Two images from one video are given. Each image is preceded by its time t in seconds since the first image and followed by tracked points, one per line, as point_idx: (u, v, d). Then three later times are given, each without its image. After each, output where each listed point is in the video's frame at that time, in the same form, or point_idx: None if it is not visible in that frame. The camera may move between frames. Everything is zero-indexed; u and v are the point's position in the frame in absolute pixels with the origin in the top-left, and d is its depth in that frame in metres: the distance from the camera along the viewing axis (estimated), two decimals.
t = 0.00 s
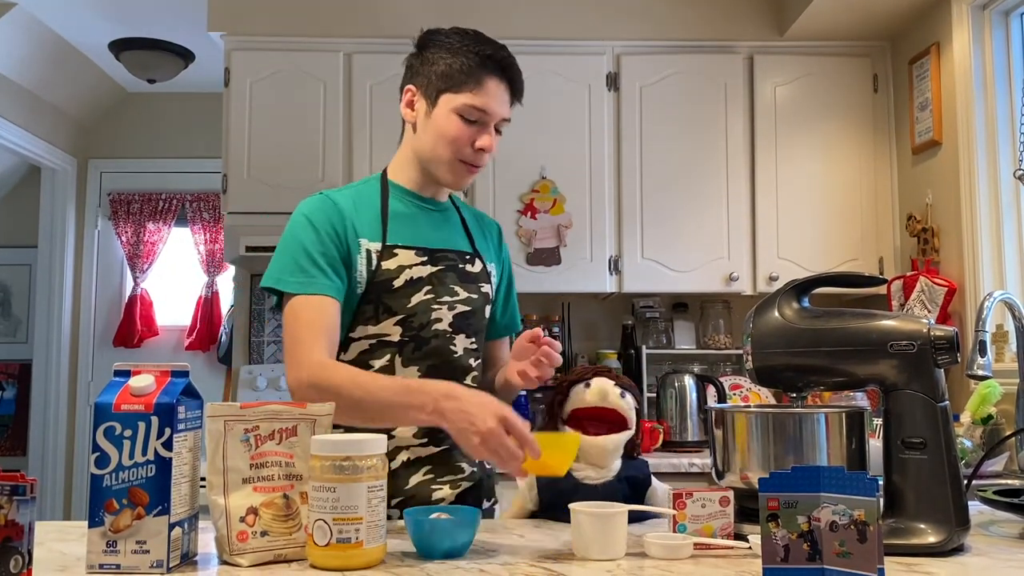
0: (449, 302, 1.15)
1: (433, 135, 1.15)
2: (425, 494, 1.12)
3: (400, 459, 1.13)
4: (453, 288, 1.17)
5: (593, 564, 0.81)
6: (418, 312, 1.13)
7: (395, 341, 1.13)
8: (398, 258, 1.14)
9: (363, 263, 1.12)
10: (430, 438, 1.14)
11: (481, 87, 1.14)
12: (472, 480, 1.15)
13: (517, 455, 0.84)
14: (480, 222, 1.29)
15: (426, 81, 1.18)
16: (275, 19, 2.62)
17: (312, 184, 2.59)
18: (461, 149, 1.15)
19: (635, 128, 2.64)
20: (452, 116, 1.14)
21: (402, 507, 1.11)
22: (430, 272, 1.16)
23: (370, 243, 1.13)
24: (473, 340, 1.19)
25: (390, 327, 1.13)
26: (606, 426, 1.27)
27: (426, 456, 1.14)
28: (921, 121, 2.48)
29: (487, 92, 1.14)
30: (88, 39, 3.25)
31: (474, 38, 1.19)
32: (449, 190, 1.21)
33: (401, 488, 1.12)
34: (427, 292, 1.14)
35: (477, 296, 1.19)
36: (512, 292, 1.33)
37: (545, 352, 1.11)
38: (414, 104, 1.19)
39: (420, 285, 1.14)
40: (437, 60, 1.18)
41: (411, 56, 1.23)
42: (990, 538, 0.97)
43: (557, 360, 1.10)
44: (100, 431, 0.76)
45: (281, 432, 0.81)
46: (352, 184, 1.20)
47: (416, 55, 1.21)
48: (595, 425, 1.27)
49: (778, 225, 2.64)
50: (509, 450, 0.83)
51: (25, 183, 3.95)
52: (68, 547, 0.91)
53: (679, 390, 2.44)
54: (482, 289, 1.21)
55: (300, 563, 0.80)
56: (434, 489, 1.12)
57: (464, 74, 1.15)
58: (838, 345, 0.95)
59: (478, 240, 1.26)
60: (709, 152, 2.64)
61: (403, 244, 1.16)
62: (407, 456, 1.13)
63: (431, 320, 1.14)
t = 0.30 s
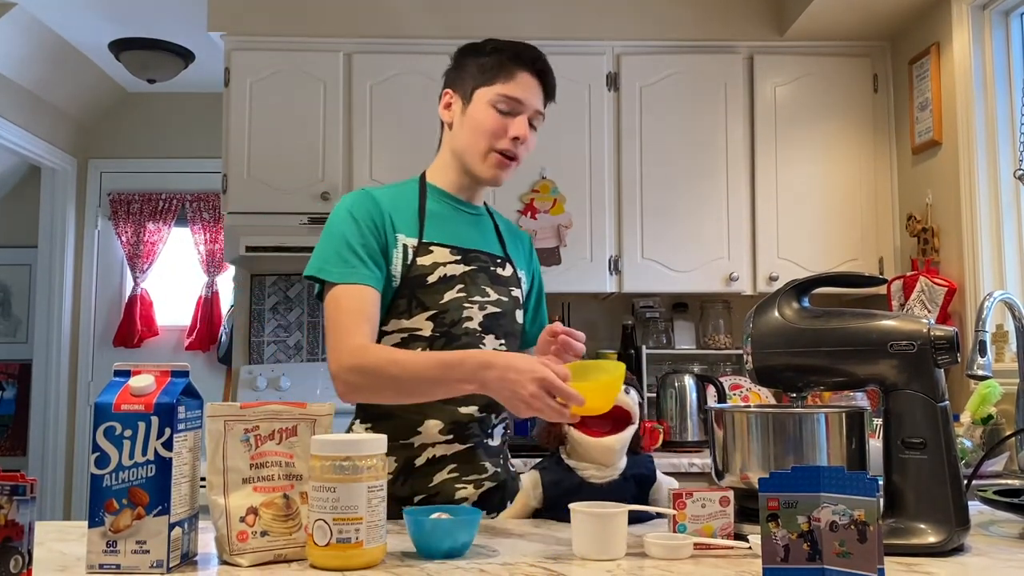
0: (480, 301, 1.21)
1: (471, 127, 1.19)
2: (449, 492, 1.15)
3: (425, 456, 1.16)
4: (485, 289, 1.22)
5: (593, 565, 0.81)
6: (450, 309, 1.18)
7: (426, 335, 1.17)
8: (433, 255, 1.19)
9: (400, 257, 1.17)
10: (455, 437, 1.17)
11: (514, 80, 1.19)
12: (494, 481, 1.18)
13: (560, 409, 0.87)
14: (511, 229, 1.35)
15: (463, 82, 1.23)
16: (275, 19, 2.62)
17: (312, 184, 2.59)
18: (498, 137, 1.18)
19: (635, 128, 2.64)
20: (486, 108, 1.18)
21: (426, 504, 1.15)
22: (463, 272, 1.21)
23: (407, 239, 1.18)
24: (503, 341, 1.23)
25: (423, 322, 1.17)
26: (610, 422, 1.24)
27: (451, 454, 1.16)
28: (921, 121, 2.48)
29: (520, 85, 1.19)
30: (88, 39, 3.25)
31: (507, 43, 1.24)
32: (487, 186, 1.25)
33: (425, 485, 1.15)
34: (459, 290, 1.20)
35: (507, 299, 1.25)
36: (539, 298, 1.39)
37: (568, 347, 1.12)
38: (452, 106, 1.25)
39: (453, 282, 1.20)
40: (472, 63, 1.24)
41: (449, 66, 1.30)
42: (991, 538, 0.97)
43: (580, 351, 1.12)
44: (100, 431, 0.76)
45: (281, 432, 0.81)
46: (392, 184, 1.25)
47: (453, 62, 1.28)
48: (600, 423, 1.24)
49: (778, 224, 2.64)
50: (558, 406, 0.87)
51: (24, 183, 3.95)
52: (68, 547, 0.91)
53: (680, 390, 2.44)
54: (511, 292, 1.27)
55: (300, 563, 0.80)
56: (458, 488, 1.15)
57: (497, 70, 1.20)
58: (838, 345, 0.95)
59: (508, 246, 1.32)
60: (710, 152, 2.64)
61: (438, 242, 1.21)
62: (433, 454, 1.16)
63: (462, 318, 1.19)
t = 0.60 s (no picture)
0: (495, 301, 1.23)
1: (478, 126, 1.22)
2: (459, 491, 1.18)
3: (437, 455, 1.18)
4: (500, 289, 1.24)
5: (594, 565, 0.81)
6: (465, 307, 1.21)
7: (441, 333, 1.20)
8: (449, 254, 1.22)
9: (416, 256, 1.20)
10: (468, 436, 1.19)
11: (516, 77, 1.22)
12: (506, 481, 1.20)
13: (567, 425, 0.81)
14: (527, 232, 1.37)
15: (471, 87, 1.27)
16: (275, 19, 2.62)
17: (312, 184, 2.59)
18: (504, 132, 1.20)
19: (635, 128, 2.64)
20: (491, 106, 1.21)
21: (435, 502, 1.17)
22: (479, 272, 1.23)
23: (424, 238, 1.21)
24: (519, 341, 1.25)
25: (438, 319, 1.20)
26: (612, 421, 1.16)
27: (463, 453, 1.18)
28: (921, 121, 2.48)
29: (524, 81, 1.22)
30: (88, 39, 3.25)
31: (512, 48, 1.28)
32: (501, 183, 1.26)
33: (437, 483, 1.17)
34: (475, 289, 1.22)
35: (522, 299, 1.27)
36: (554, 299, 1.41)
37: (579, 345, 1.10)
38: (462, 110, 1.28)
39: (469, 281, 1.22)
40: (478, 69, 1.28)
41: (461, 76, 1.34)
42: (991, 538, 0.97)
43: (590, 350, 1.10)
44: (100, 431, 0.76)
45: (281, 432, 0.81)
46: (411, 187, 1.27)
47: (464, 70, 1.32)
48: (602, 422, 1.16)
49: (778, 224, 2.64)
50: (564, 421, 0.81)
51: (24, 183, 3.94)
52: (67, 547, 0.91)
53: (679, 390, 2.43)
54: (527, 293, 1.29)
55: (300, 563, 0.80)
56: (469, 488, 1.18)
57: (500, 71, 1.23)
58: (839, 345, 0.95)
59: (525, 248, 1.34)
60: (710, 152, 2.64)
61: (455, 241, 1.23)
62: (446, 452, 1.18)
63: (477, 316, 1.21)
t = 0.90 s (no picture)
0: (498, 302, 1.23)
1: (477, 128, 1.23)
2: (461, 491, 1.18)
3: (439, 455, 1.18)
4: (503, 290, 1.24)
5: (594, 564, 0.81)
6: (469, 307, 1.21)
7: (445, 333, 1.20)
8: (454, 255, 1.22)
9: (422, 255, 1.20)
10: (470, 436, 1.19)
11: (513, 79, 1.22)
12: (508, 482, 1.21)
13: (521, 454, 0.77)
14: (531, 234, 1.37)
15: (471, 91, 1.28)
16: (274, 19, 2.62)
17: (312, 184, 2.59)
18: (502, 133, 1.20)
19: (635, 129, 2.64)
20: (490, 108, 1.21)
21: (437, 502, 1.17)
22: (482, 272, 1.23)
23: (430, 237, 1.21)
24: (523, 342, 1.24)
25: (442, 319, 1.20)
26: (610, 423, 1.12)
27: (465, 453, 1.18)
28: (921, 120, 2.48)
29: (521, 81, 1.21)
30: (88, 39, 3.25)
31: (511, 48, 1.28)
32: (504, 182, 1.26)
33: (438, 483, 1.17)
34: (479, 290, 1.22)
35: (526, 300, 1.27)
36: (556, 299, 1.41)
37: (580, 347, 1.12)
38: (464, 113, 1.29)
39: (473, 282, 1.22)
40: (478, 73, 1.28)
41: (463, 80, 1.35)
42: (991, 538, 0.97)
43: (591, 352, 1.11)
44: (100, 431, 0.76)
45: (281, 432, 0.81)
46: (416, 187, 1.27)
47: (465, 72, 1.32)
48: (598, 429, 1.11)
49: (778, 224, 2.64)
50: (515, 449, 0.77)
51: (24, 184, 3.95)
52: (67, 546, 0.91)
53: (680, 390, 2.43)
54: (530, 294, 1.28)
55: (300, 563, 0.80)
56: (471, 488, 1.18)
57: (498, 72, 1.24)
58: (839, 345, 0.95)
59: (528, 248, 1.34)
60: (710, 152, 2.64)
61: (459, 241, 1.24)
62: (447, 452, 1.18)
63: (480, 317, 1.21)
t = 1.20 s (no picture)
0: (496, 302, 1.23)
1: (473, 127, 1.23)
2: (459, 492, 1.18)
3: (435, 455, 1.18)
4: (501, 289, 1.24)
5: (594, 564, 0.81)
6: (466, 308, 1.21)
7: (442, 333, 1.20)
8: (451, 254, 1.22)
9: (419, 255, 1.20)
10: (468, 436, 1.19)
11: (508, 76, 1.22)
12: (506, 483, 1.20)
13: (498, 459, 0.76)
14: (529, 233, 1.37)
15: (467, 88, 1.27)
16: (274, 19, 2.61)
17: (312, 184, 2.59)
18: (497, 131, 1.20)
19: (635, 129, 2.64)
20: (486, 106, 1.21)
21: (435, 502, 1.17)
22: (480, 272, 1.23)
23: (428, 237, 1.21)
24: (520, 342, 1.24)
25: (439, 319, 1.20)
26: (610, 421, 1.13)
27: (463, 453, 1.18)
28: (921, 120, 2.48)
29: (517, 78, 1.21)
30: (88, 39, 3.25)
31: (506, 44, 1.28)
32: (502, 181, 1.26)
33: (437, 484, 1.17)
34: (476, 290, 1.22)
35: (524, 299, 1.27)
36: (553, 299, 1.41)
37: (582, 339, 1.12)
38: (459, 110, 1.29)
39: (471, 282, 1.22)
40: (473, 70, 1.28)
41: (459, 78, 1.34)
42: (991, 538, 0.97)
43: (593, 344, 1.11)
44: (100, 430, 0.76)
45: (281, 432, 0.81)
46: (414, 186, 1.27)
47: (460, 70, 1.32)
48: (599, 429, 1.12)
49: (778, 224, 2.64)
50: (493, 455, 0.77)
51: (24, 183, 3.95)
52: (67, 547, 0.91)
53: (680, 390, 2.43)
54: (528, 293, 1.28)
55: (300, 563, 0.80)
56: (468, 488, 1.18)
57: (494, 70, 1.23)
58: (839, 345, 0.95)
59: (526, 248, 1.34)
60: (709, 152, 2.64)
61: (457, 241, 1.23)
62: (445, 452, 1.18)
63: (478, 317, 1.21)
